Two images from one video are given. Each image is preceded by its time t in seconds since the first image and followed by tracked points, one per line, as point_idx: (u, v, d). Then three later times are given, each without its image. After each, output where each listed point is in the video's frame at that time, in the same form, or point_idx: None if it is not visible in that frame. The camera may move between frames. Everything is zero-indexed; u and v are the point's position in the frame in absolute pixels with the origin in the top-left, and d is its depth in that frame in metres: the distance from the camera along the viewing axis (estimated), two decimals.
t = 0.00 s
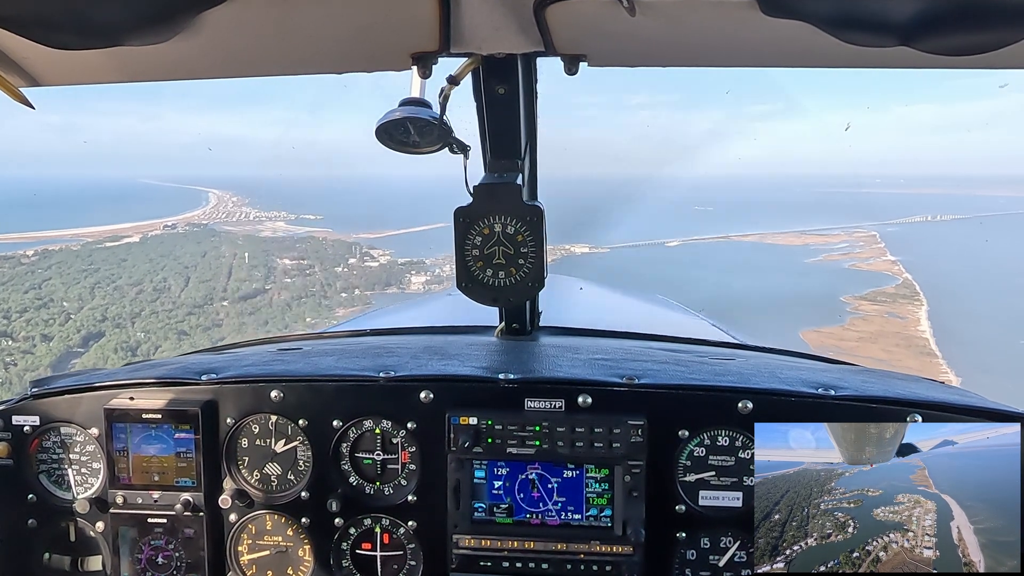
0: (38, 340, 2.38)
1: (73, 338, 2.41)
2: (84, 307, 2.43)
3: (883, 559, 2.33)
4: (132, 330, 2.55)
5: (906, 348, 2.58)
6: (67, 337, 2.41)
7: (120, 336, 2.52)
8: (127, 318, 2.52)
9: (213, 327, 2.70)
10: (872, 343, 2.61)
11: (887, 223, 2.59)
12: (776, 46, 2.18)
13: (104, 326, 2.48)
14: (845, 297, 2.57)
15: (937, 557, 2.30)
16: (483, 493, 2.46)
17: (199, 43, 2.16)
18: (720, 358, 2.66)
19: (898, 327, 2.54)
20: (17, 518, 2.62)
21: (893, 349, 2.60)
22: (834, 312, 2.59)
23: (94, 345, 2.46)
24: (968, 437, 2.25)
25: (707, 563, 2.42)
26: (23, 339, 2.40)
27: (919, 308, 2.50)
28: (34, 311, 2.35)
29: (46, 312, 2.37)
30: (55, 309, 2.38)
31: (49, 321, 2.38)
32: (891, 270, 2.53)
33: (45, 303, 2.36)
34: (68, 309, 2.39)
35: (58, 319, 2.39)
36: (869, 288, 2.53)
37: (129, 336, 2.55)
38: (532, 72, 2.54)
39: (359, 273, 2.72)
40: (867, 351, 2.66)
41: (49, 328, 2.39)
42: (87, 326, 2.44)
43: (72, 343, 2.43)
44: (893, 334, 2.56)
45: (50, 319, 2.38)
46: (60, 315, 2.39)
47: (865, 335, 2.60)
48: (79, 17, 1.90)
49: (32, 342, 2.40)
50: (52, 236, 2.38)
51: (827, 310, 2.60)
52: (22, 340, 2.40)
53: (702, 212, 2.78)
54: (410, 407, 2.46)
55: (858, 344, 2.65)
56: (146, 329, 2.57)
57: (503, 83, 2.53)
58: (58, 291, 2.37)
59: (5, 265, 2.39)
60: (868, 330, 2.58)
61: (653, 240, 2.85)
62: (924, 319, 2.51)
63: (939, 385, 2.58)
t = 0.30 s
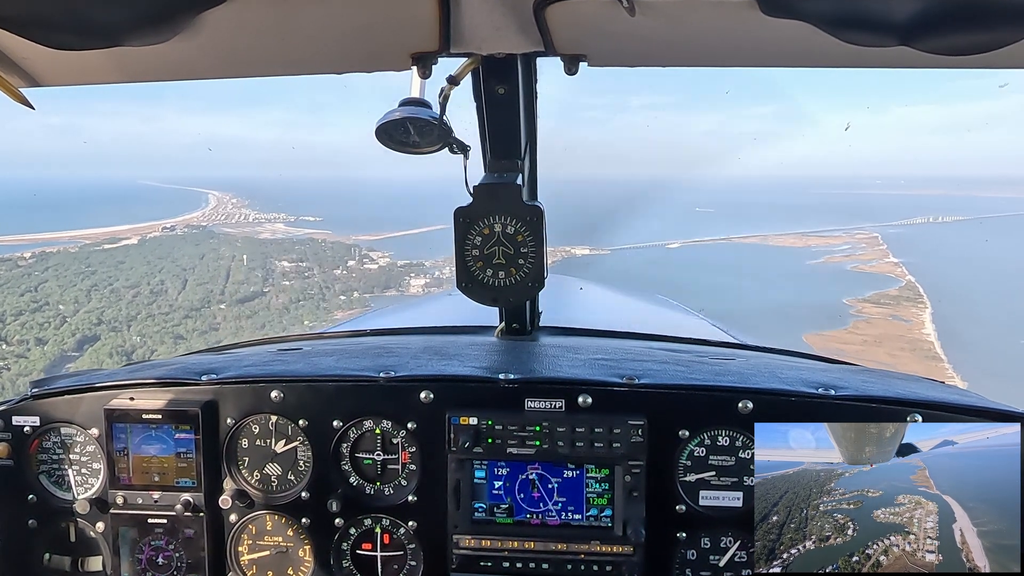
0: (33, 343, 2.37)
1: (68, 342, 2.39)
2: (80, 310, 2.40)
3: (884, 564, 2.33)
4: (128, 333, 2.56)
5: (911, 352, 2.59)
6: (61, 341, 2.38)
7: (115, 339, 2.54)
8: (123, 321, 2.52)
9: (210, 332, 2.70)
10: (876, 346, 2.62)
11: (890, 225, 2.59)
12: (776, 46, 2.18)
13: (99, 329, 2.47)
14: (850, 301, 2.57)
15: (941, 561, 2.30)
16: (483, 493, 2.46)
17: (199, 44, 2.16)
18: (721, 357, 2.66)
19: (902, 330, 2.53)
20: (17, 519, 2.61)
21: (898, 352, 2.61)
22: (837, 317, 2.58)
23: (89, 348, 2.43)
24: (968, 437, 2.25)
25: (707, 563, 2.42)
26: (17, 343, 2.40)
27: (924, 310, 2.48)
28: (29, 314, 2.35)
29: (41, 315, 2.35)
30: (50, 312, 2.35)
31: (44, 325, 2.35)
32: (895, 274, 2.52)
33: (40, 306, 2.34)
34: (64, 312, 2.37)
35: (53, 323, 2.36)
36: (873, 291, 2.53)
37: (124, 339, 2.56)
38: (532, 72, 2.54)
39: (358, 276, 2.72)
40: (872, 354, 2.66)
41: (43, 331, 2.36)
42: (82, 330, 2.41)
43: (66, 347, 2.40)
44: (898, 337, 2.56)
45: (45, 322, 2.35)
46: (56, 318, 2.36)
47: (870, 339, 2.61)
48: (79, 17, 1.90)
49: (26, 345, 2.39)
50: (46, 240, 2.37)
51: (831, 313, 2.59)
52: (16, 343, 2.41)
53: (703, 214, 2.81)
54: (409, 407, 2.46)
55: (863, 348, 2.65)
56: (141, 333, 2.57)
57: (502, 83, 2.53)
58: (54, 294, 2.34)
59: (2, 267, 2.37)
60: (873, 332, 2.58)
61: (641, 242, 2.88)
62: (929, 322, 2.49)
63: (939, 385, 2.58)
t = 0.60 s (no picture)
0: (28, 347, 2.35)
1: (63, 345, 2.36)
2: (76, 312, 2.37)
3: (884, 569, 2.33)
4: (124, 335, 2.51)
5: (915, 353, 2.58)
6: (57, 344, 2.35)
7: (110, 342, 2.48)
8: (119, 323, 2.48)
9: (207, 332, 2.71)
10: (880, 349, 2.63)
11: (892, 226, 2.59)
12: (777, 46, 2.18)
13: (94, 332, 2.41)
14: (852, 301, 2.60)
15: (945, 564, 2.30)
16: (483, 493, 2.46)
17: (199, 43, 2.16)
18: (721, 357, 2.66)
19: (907, 332, 2.53)
20: (17, 519, 2.61)
21: (905, 356, 2.61)
22: (840, 319, 2.61)
23: (85, 351, 2.39)
24: (968, 437, 2.25)
25: (707, 564, 2.42)
26: (12, 347, 2.38)
27: (927, 312, 2.48)
28: (25, 317, 2.33)
29: (37, 317, 2.33)
30: (46, 314, 2.33)
31: (39, 327, 2.33)
32: (896, 274, 2.53)
33: (36, 308, 2.33)
34: (60, 314, 2.35)
35: (48, 325, 2.33)
36: (877, 292, 2.56)
37: (120, 342, 2.51)
38: (533, 71, 2.54)
39: (358, 278, 2.75)
40: (876, 357, 2.66)
41: (38, 334, 2.34)
42: (77, 332, 2.37)
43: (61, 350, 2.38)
44: (902, 339, 2.56)
45: (41, 324, 2.33)
46: (51, 320, 2.34)
47: (872, 341, 2.61)
48: (79, 17, 1.90)
49: (21, 348, 2.38)
50: (47, 240, 2.37)
51: (835, 316, 2.62)
52: (11, 347, 2.38)
53: (705, 215, 2.79)
54: (409, 407, 2.46)
55: (867, 350, 2.65)
56: (138, 335, 2.54)
57: (503, 83, 2.54)
58: (50, 295, 2.33)
59: None
60: (878, 335, 2.59)
61: (651, 244, 2.87)
62: (932, 324, 2.48)
63: (939, 385, 2.57)
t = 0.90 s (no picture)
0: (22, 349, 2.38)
1: (59, 347, 2.41)
2: (72, 314, 2.40)
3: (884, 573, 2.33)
4: (120, 338, 2.54)
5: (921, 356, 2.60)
6: (52, 346, 2.40)
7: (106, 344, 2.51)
8: (116, 325, 2.49)
9: (204, 334, 2.75)
10: (886, 351, 2.63)
11: (894, 226, 2.59)
12: (777, 46, 2.18)
13: (91, 334, 2.45)
14: (857, 305, 2.58)
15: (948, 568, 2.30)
16: (483, 493, 2.46)
17: (199, 43, 2.16)
18: (720, 358, 2.66)
19: (912, 334, 2.54)
20: (17, 518, 2.62)
21: (909, 357, 2.61)
22: (846, 322, 2.61)
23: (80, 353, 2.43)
24: (969, 437, 2.25)
25: (707, 564, 2.42)
26: (5, 350, 2.40)
27: (932, 314, 2.50)
28: (20, 319, 2.37)
29: (32, 319, 2.37)
30: (42, 316, 2.37)
31: (35, 329, 2.37)
32: (900, 275, 2.55)
33: (33, 310, 2.36)
34: (55, 316, 2.38)
35: (44, 327, 2.37)
36: (881, 295, 2.55)
37: (115, 345, 2.55)
38: (533, 72, 2.54)
39: (357, 279, 2.76)
40: (882, 361, 2.67)
41: (34, 337, 2.38)
42: (73, 335, 2.41)
43: (56, 352, 2.43)
44: (908, 343, 2.57)
45: (37, 326, 2.37)
46: (47, 323, 2.38)
47: (879, 344, 2.61)
48: (79, 17, 1.90)
49: (15, 352, 2.41)
50: (46, 241, 2.37)
51: (838, 320, 2.62)
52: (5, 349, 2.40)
53: (705, 215, 2.79)
54: (409, 407, 2.46)
55: (872, 353, 2.66)
56: (134, 337, 2.57)
57: (503, 83, 2.53)
58: (47, 298, 2.37)
59: None
60: (881, 338, 2.60)
61: (656, 244, 2.87)
62: (938, 326, 2.49)
63: (938, 386, 2.58)
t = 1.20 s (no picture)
0: (16, 351, 2.37)
1: (54, 349, 2.39)
2: (67, 316, 2.41)
3: None
4: (115, 339, 2.58)
5: (927, 360, 2.60)
6: (47, 348, 2.38)
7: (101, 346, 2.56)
8: (111, 327, 2.54)
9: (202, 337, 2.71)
10: (891, 354, 2.62)
11: (897, 226, 2.58)
12: (777, 46, 2.18)
13: (86, 336, 2.48)
14: (861, 305, 2.57)
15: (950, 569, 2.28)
16: (483, 493, 2.46)
17: (200, 43, 2.16)
18: (720, 358, 2.66)
19: (917, 337, 2.53)
20: (17, 518, 2.62)
21: (915, 361, 2.61)
22: (849, 324, 2.60)
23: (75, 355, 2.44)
24: (969, 437, 2.25)
25: (707, 564, 2.42)
26: None
27: (938, 316, 2.48)
28: (16, 321, 2.38)
29: (27, 321, 2.37)
30: (37, 318, 2.37)
31: (30, 331, 2.36)
32: (905, 276, 2.53)
33: (28, 312, 2.37)
34: (51, 317, 2.39)
35: (39, 329, 2.36)
36: (883, 296, 2.54)
37: (111, 347, 2.60)
38: (533, 72, 2.54)
39: (357, 280, 2.72)
40: (884, 362, 2.68)
41: (28, 339, 2.36)
42: (68, 337, 2.41)
43: (50, 355, 2.42)
44: (913, 344, 2.55)
45: (32, 328, 2.36)
46: (42, 324, 2.37)
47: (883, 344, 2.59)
48: (79, 17, 1.90)
49: (8, 353, 2.39)
50: (45, 241, 2.37)
51: (843, 322, 2.61)
52: None
53: (707, 216, 2.78)
54: (409, 407, 2.46)
55: (877, 355, 2.66)
56: (129, 339, 2.60)
57: (503, 83, 2.53)
58: (42, 299, 2.37)
59: None
60: (886, 340, 2.58)
61: (657, 244, 2.87)
62: (943, 328, 2.48)
63: (938, 386, 2.58)
